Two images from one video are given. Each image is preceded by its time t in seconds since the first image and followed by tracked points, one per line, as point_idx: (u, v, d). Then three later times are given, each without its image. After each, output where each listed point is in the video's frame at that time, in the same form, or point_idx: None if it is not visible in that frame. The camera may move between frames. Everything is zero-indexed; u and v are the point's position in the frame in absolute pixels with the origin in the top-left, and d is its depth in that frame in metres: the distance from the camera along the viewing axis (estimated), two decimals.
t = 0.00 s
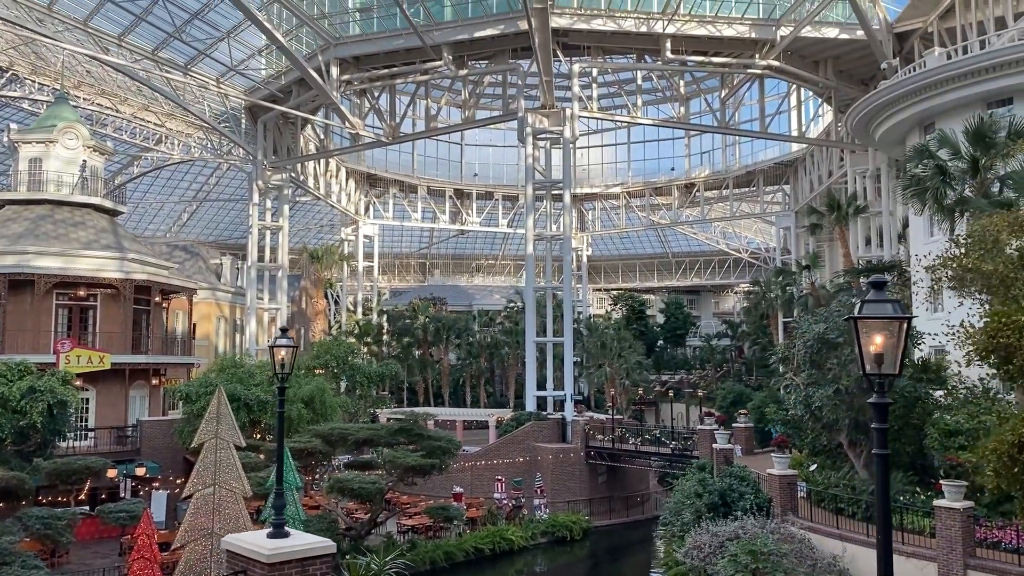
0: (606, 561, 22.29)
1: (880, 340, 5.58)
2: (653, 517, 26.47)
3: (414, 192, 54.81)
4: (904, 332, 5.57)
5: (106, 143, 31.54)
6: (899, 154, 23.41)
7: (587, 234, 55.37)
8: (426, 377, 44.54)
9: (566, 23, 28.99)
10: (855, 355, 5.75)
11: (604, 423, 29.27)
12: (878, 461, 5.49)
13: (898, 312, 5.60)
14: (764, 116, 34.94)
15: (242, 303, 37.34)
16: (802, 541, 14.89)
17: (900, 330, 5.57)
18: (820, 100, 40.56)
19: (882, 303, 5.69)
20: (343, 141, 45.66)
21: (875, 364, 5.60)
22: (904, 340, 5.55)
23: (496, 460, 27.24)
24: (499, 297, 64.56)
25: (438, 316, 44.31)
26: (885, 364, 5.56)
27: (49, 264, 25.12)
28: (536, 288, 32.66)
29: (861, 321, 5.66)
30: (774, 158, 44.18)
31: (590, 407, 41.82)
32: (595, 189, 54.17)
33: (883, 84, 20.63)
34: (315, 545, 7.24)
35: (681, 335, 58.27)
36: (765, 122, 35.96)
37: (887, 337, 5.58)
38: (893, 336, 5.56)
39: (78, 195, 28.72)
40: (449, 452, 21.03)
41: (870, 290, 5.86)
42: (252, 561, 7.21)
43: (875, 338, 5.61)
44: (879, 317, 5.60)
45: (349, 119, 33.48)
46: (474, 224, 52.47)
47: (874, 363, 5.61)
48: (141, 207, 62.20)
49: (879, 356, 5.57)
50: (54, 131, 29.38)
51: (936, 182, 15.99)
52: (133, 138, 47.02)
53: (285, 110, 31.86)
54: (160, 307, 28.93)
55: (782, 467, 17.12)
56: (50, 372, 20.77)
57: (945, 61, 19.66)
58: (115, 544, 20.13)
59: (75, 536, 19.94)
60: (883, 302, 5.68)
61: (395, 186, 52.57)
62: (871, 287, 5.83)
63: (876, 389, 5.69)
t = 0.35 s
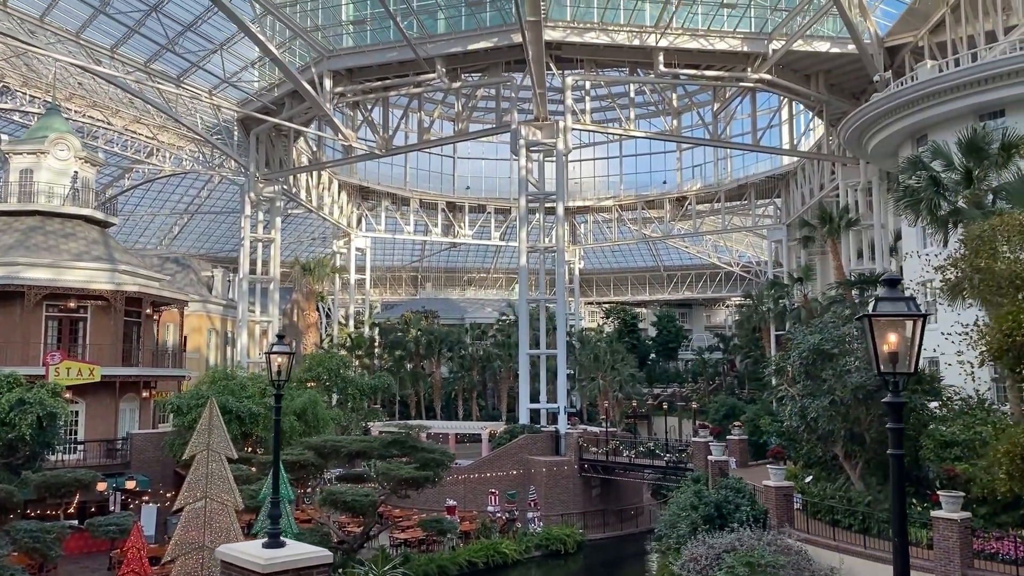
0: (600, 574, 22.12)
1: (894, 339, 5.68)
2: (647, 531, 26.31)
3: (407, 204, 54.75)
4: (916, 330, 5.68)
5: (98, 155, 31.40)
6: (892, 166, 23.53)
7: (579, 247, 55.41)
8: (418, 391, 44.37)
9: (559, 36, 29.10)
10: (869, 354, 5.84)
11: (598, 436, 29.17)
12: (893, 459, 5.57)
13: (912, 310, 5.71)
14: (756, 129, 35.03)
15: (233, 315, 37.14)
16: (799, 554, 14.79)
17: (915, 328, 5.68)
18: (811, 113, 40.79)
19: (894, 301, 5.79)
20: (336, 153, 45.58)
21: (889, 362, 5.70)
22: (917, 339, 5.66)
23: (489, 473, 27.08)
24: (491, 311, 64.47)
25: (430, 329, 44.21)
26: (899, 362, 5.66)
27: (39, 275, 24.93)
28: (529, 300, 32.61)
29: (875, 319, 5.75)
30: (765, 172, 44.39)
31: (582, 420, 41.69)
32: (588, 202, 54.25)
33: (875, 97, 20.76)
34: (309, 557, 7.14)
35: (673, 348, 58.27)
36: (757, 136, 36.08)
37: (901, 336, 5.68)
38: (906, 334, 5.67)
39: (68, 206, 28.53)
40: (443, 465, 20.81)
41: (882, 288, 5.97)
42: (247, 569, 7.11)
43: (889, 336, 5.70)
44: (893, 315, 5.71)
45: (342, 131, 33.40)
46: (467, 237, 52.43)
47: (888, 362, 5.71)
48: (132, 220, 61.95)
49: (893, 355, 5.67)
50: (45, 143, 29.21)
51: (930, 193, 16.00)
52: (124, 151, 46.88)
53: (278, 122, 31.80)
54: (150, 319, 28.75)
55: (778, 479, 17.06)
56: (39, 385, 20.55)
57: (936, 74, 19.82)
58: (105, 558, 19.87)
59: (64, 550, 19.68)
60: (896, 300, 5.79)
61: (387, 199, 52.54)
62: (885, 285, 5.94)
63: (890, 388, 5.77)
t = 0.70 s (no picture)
0: None
1: (914, 333, 5.87)
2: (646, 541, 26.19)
3: (404, 214, 54.73)
4: (936, 324, 5.87)
5: (95, 164, 31.35)
6: (890, 175, 23.56)
7: (576, 257, 55.42)
8: (415, 401, 44.22)
9: (558, 45, 29.20)
10: (889, 348, 6.02)
11: (597, 446, 29.10)
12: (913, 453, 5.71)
13: (932, 304, 5.90)
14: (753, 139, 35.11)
15: (230, 325, 37.03)
16: (801, 562, 14.71)
17: (935, 321, 5.88)
18: (808, 123, 40.93)
19: (914, 295, 5.98)
20: (333, 163, 45.57)
21: (909, 356, 5.88)
22: (937, 333, 5.85)
23: (488, 483, 26.95)
24: (488, 321, 64.39)
25: (427, 339, 44.14)
26: (919, 355, 5.84)
27: (35, 284, 24.83)
28: (527, 310, 32.55)
29: (894, 312, 5.94)
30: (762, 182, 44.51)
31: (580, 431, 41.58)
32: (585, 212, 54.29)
33: (874, 105, 20.80)
34: (312, 559, 7.09)
35: (670, 359, 58.24)
36: (754, 145, 36.15)
37: (921, 329, 5.88)
38: (925, 328, 5.86)
39: (65, 215, 28.44)
40: (441, 473, 20.68)
41: (902, 282, 6.16)
42: (247, 573, 7.04)
43: (908, 331, 5.90)
44: (912, 309, 5.90)
45: (340, 141, 33.34)
46: (464, 247, 52.41)
47: (908, 355, 5.88)
48: (129, 230, 61.84)
49: (913, 348, 5.86)
50: (42, 151, 29.15)
51: (930, 201, 15.95)
52: (121, 161, 46.84)
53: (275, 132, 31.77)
54: (147, 328, 28.64)
55: (779, 487, 16.99)
56: (35, 393, 20.45)
57: (934, 83, 19.93)
58: (100, 569, 19.70)
59: (60, 560, 19.50)
60: (916, 293, 5.99)
61: (384, 209, 52.53)
62: (904, 280, 6.13)
63: (910, 382, 5.95)
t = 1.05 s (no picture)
0: None
1: (941, 322, 5.89)
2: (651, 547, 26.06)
3: (406, 221, 54.72)
4: (965, 312, 5.88)
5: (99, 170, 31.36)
6: (896, 179, 23.48)
7: (579, 263, 55.38)
8: (418, 408, 44.11)
9: (561, 51, 29.22)
10: (915, 338, 6.05)
11: (601, 452, 28.94)
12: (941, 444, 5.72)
13: (960, 295, 5.91)
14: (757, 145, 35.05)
15: (233, 331, 37.00)
16: (809, 568, 14.60)
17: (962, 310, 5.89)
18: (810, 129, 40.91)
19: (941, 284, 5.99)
20: (336, 170, 45.59)
21: (937, 345, 5.90)
22: (964, 322, 5.87)
23: (492, 489, 26.81)
24: (490, 328, 64.33)
25: (430, 346, 44.10)
26: (946, 346, 5.86)
27: (39, 290, 24.76)
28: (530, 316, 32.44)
29: (922, 302, 5.95)
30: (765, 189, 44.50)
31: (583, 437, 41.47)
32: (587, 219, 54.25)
33: (879, 108, 20.73)
34: (320, 562, 7.02)
35: (673, 365, 58.14)
36: (758, 151, 36.10)
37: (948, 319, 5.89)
38: (954, 318, 5.87)
39: (68, 221, 28.39)
40: (446, 479, 20.59)
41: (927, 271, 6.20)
42: (256, 575, 7.00)
43: (936, 322, 5.91)
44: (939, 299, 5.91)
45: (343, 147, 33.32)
46: (466, 254, 52.38)
47: (935, 346, 5.91)
48: (132, 236, 61.88)
49: (940, 339, 5.88)
50: (46, 157, 29.14)
51: (937, 204, 15.85)
52: (124, 167, 46.89)
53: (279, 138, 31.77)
54: (150, 334, 28.54)
55: (786, 492, 16.87)
56: (39, 399, 20.36)
57: (938, 86, 19.86)
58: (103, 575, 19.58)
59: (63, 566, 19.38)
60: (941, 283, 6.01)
61: (386, 215, 52.51)
62: (931, 269, 6.15)
63: (937, 372, 5.98)
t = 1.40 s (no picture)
0: None
1: (981, 309, 5.64)
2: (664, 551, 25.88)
3: (416, 225, 54.71)
4: (1003, 300, 5.64)
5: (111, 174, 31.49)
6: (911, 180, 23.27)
7: (589, 267, 55.27)
8: (428, 412, 44.01)
9: (571, 54, 29.15)
10: (952, 327, 5.81)
11: (613, 455, 28.78)
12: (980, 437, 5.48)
13: (999, 281, 5.67)
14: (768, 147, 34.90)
15: (244, 335, 37.04)
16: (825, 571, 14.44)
17: (1000, 298, 5.65)
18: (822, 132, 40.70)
19: (979, 271, 5.75)
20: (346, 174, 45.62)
21: (974, 333, 5.66)
22: (1005, 308, 5.63)
23: (503, 493, 26.79)
24: (501, 332, 64.23)
25: (440, 350, 44.01)
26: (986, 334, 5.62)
27: (51, 293, 24.84)
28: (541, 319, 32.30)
29: (959, 288, 5.71)
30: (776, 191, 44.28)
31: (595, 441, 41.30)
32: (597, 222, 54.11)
33: (892, 109, 20.55)
34: (338, 562, 6.96)
35: (684, 369, 57.93)
36: (770, 153, 35.93)
37: (987, 306, 5.65)
38: (991, 305, 5.64)
39: (80, 224, 28.45)
40: (457, 482, 20.48)
41: (965, 258, 5.95)
42: (270, 575, 6.92)
43: (974, 309, 5.68)
44: (977, 285, 5.67)
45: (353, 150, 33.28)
46: (476, 258, 52.31)
47: (974, 334, 5.67)
48: (144, 241, 62.19)
49: (979, 326, 5.63)
50: (59, 161, 29.28)
51: (953, 204, 15.68)
52: (136, 173, 47.10)
53: (289, 142, 31.79)
54: (161, 338, 28.56)
55: (801, 494, 16.70)
56: (51, 402, 20.39)
57: (954, 85, 19.67)
58: None
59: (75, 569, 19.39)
60: (978, 270, 5.77)
61: (397, 220, 52.52)
62: (969, 255, 5.91)
63: (976, 361, 5.74)
